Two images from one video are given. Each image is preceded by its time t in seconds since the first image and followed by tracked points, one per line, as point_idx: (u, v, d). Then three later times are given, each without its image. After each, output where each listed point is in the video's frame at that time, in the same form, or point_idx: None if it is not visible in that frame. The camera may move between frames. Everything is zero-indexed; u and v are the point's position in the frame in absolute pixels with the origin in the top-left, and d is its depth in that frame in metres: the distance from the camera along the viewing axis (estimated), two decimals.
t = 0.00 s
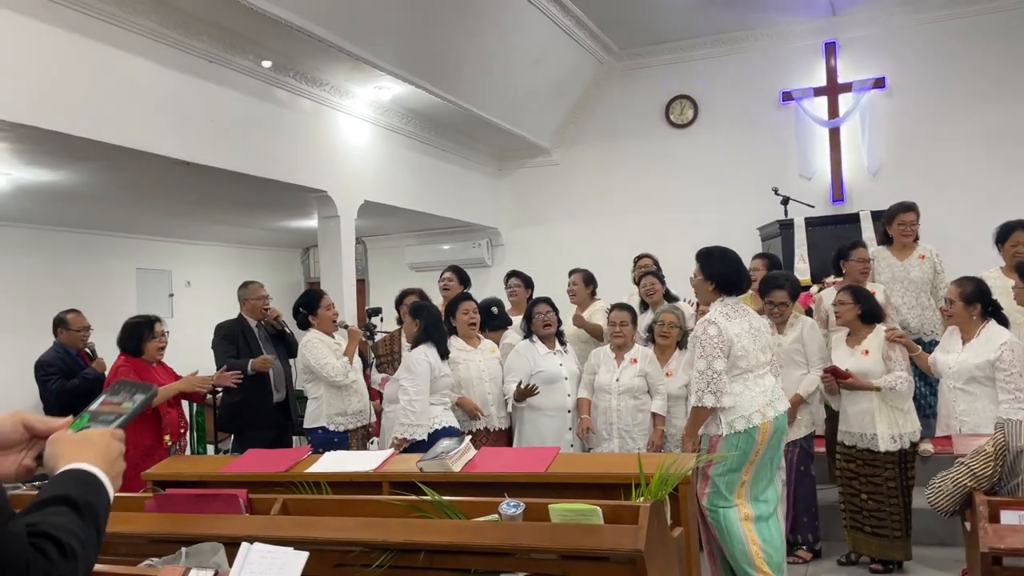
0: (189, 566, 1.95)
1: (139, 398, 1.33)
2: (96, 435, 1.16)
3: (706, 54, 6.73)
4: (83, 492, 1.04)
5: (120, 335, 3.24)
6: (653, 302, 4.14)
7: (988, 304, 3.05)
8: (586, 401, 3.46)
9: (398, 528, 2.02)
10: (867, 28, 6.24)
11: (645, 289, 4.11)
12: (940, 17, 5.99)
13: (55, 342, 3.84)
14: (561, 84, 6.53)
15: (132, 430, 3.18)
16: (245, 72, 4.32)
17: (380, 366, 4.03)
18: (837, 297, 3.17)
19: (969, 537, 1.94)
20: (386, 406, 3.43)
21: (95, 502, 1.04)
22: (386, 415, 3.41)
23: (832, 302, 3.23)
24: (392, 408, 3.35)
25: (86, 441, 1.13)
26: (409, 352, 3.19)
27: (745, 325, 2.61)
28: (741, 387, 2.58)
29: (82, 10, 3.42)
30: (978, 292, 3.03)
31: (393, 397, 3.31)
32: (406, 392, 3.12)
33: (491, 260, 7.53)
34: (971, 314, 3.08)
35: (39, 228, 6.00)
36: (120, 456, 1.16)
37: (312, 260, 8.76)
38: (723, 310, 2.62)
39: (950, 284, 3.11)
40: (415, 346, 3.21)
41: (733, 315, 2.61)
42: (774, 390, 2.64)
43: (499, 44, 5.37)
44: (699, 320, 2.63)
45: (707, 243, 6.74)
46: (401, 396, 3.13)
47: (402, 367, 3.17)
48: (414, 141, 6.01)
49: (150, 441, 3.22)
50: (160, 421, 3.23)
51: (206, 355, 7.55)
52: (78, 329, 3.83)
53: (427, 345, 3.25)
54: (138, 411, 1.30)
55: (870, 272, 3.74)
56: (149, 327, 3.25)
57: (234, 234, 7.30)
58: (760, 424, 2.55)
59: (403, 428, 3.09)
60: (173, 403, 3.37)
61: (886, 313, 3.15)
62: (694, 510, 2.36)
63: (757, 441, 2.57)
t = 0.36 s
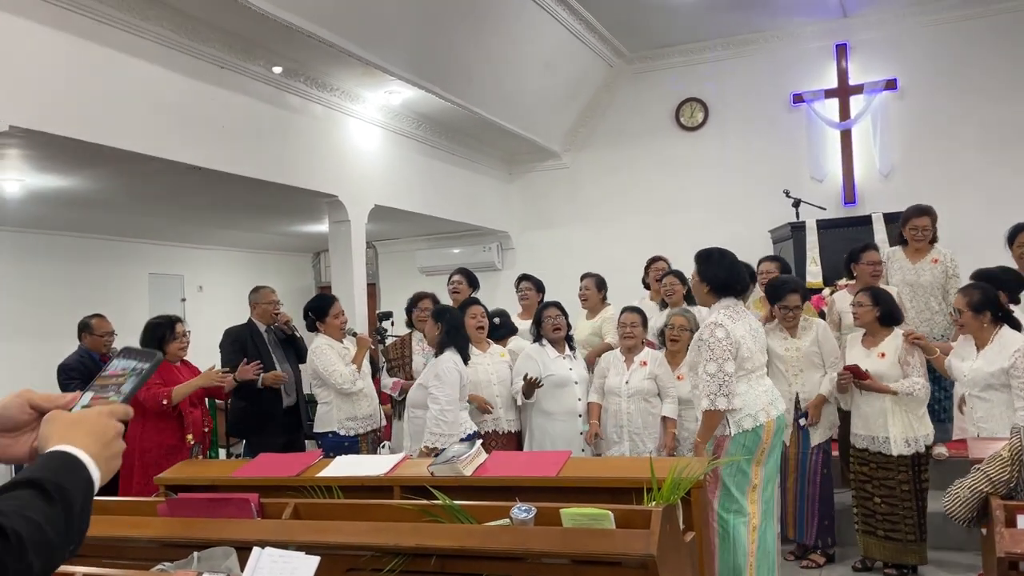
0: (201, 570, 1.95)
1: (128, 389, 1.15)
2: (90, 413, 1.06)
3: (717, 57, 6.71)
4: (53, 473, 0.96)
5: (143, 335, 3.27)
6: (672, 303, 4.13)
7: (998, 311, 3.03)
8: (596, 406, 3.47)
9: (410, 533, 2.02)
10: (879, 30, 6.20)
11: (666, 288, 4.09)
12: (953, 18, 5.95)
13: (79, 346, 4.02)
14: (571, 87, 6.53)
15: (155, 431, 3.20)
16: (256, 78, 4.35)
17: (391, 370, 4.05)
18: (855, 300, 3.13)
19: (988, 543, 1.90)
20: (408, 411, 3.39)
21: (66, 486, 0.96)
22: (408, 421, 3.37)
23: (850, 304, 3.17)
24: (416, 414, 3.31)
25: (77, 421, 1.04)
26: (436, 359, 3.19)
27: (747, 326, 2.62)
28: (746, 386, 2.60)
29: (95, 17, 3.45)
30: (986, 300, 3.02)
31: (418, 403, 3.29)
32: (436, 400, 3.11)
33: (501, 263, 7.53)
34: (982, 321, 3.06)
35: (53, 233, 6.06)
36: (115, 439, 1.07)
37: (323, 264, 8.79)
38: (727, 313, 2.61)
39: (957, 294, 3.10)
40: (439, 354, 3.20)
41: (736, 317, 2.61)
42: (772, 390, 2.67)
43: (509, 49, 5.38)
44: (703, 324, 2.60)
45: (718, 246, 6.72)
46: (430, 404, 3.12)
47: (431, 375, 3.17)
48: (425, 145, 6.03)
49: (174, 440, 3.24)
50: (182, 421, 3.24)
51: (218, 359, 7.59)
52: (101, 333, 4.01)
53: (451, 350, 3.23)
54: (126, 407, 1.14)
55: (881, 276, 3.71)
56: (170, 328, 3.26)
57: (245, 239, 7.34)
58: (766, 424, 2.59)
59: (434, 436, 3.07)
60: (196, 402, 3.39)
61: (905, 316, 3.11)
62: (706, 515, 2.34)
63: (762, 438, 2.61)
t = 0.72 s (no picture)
0: (209, 573, 1.94)
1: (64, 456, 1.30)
2: (21, 468, 1.22)
3: (723, 57, 6.69)
4: None
5: (154, 342, 3.26)
6: (683, 302, 4.12)
7: (1005, 312, 3.00)
8: (603, 408, 3.45)
9: (416, 535, 2.01)
10: (885, 29, 6.18)
11: (676, 288, 4.08)
12: (960, 16, 5.92)
13: (107, 347, 3.87)
14: (576, 88, 6.53)
15: (163, 436, 3.20)
16: (262, 80, 4.36)
17: (396, 372, 4.03)
18: (868, 299, 3.09)
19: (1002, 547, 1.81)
20: (427, 420, 3.30)
21: None
22: (432, 430, 3.29)
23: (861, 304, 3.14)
24: (443, 422, 3.26)
25: (9, 473, 1.20)
26: (458, 370, 3.19)
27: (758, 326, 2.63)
28: (758, 387, 2.60)
29: (100, 20, 3.46)
30: (994, 301, 2.97)
31: (445, 414, 3.24)
32: (469, 413, 3.14)
33: (507, 265, 7.52)
34: (989, 323, 3.03)
35: (60, 236, 6.08)
36: (35, 497, 1.21)
37: (329, 266, 8.80)
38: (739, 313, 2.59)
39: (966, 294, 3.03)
40: (457, 364, 3.19)
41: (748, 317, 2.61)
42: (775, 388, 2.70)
43: (514, 49, 5.37)
44: (717, 325, 2.58)
45: (724, 246, 6.70)
46: (463, 418, 3.14)
47: (458, 387, 3.16)
48: (431, 147, 6.03)
49: (183, 446, 3.24)
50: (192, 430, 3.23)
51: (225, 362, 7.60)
52: (129, 334, 3.86)
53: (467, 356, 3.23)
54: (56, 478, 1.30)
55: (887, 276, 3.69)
56: (183, 334, 3.23)
57: (252, 241, 7.36)
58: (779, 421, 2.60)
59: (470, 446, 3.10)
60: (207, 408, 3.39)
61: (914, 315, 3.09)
62: (713, 516, 2.33)
63: (772, 438, 2.60)
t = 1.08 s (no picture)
0: None
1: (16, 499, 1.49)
2: None
3: (724, 56, 6.68)
4: None
5: (153, 339, 3.26)
6: (687, 302, 4.10)
7: (1022, 303, 3.01)
8: (605, 408, 3.46)
9: (419, 536, 2.00)
10: (887, 27, 6.16)
11: (680, 288, 4.06)
12: (962, 13, 5.90)
13: (119, 348, 3.82)
14: (577, 88, 6.51)
15: (165, 433, 3.18)
16: (262, 80, 4.34)
17: (398, 374, 4.02)
18: (880, 297, 3.08)
19: (1010, 547, 1.76)
20: (435, 419, 3.27)
21: None
22: (439, 429, 3.26)
23: (873, 302, 3.12)
24: (451, 422, 3.24)
25: None
26: (471, 370, 3.21)
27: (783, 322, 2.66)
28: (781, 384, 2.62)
29: (98, 20, 3.45)
30: (1014, 291, 2.99)
31: (456, 412, 3.23)
32: (486, 411, 3.17)
33: (509, 265, 7.51)
34: (1005, 313, 3.03)
35: (60, 238, 6.07)
36: None
37: (331, 267, 8.79)
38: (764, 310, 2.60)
39: (985, 282, 3.05)
40: (471, 363, 3.21)
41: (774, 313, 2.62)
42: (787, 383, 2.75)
43: (515, 49, 5.36)
44: (745, 323, 2.57)
45: (726, 246, 6.69)
46: (479, 416, 3.15)
47: (473, 386, 3.18)
48: (432, 147, 6.02)
49: (184, 442, 3.22)
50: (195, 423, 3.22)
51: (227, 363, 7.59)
52: (142, 334, 3.83)
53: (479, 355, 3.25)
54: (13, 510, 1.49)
55: (889, 272, 3.57)
56: (180, 330, 3.25)
57: (253, 242, 7.35)
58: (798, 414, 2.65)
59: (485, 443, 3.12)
60: (210, 404, 3.37)
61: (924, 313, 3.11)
62: (717, 517, 2.31)
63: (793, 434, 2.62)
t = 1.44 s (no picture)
0: None
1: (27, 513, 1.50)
2: None
3: (723, 55, 6.67)
4: None
5: (158, 341, 3.23)
6: (685, 301, 4.09)
7: None
8: (608, 409, 3.43)
9: (422, 539, 1.98)
10: (886, 26, 6.16)
11: (679, 288, 4.04)
12: (961, 12, 5.90)
13: (117, 348, 3.78)
14: (575, 88, 6.50)
15: (171, 435, 3.16)
16: (260, 79, 4.32)
17: (398, 375, 4.00)
18: (885, 295, 3.06)
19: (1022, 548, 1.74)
20: (431, 417, 3.25)
21: None
22: (435, 427, 3.24)
23: (878, 300, 3.10)
24: (447, 419, 3.22)
25: None
26: (467, 367, 3.19)
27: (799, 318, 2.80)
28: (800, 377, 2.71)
29: (95, 20, 3.42)
30: None
31: (453, 410, 3.21)
32: (482, 407, 3.15)
33: (508, 265, 7.49)
34: None
35: (57, 240, 6.03)
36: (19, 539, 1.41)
37: (329, 268, 8.76)
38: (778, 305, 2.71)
39: (1004, 277, 2.98)
40: (467, 360, 3.19)
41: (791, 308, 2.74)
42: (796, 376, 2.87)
43: (514, 48, 5.34)
44: (767, 318, 2.65)
45: (726, 245, 6.68)
46: (475, 412, 3.14)
47: (469, 382, 3.17)
48: (431, 147, 6.00)
49: (191, 444, 3.20)
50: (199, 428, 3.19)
51: (225, 365, 7.55)
52: (139, 334, 3.78)
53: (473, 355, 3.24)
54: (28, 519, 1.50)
55: (889, 271, 3.55)
56: (186, 332, 3.22)
57: (251, 244, 7.32)
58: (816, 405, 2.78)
59: (481, 439, 3.11)
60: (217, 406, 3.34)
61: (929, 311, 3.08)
62: (722, 518, 2.30)
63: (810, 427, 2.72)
